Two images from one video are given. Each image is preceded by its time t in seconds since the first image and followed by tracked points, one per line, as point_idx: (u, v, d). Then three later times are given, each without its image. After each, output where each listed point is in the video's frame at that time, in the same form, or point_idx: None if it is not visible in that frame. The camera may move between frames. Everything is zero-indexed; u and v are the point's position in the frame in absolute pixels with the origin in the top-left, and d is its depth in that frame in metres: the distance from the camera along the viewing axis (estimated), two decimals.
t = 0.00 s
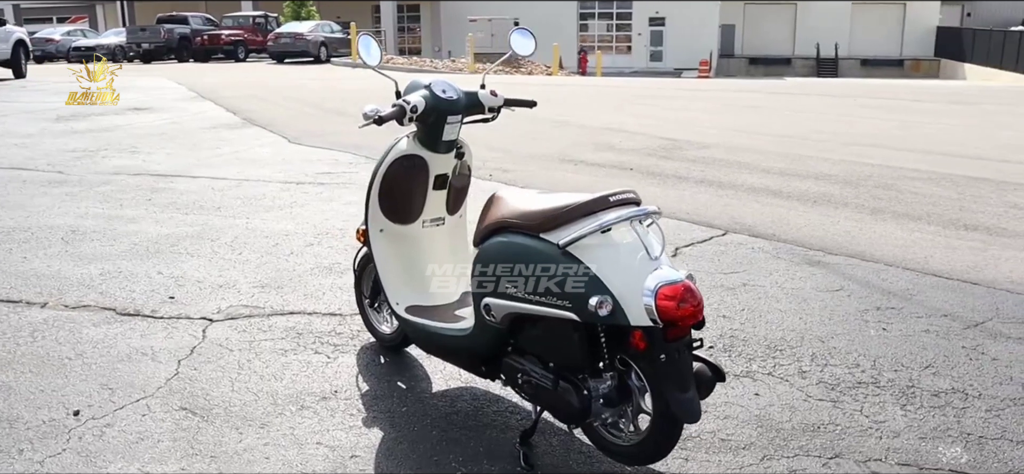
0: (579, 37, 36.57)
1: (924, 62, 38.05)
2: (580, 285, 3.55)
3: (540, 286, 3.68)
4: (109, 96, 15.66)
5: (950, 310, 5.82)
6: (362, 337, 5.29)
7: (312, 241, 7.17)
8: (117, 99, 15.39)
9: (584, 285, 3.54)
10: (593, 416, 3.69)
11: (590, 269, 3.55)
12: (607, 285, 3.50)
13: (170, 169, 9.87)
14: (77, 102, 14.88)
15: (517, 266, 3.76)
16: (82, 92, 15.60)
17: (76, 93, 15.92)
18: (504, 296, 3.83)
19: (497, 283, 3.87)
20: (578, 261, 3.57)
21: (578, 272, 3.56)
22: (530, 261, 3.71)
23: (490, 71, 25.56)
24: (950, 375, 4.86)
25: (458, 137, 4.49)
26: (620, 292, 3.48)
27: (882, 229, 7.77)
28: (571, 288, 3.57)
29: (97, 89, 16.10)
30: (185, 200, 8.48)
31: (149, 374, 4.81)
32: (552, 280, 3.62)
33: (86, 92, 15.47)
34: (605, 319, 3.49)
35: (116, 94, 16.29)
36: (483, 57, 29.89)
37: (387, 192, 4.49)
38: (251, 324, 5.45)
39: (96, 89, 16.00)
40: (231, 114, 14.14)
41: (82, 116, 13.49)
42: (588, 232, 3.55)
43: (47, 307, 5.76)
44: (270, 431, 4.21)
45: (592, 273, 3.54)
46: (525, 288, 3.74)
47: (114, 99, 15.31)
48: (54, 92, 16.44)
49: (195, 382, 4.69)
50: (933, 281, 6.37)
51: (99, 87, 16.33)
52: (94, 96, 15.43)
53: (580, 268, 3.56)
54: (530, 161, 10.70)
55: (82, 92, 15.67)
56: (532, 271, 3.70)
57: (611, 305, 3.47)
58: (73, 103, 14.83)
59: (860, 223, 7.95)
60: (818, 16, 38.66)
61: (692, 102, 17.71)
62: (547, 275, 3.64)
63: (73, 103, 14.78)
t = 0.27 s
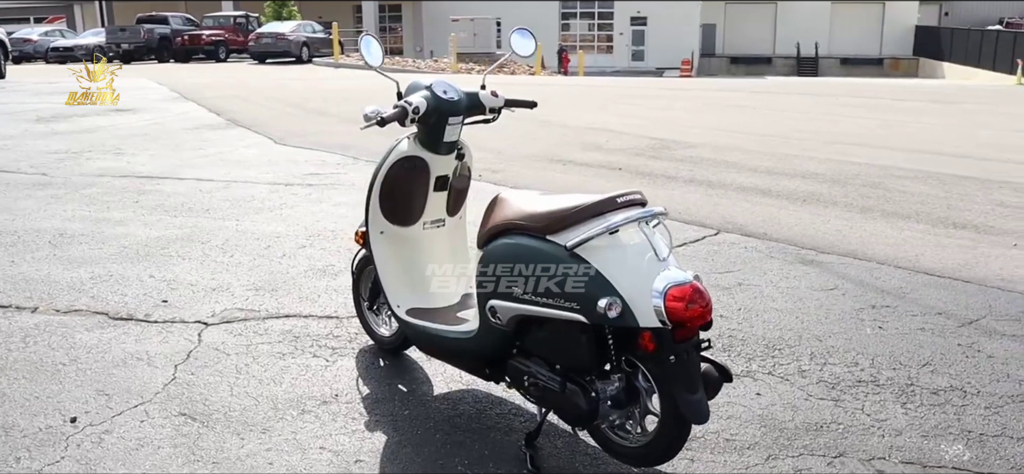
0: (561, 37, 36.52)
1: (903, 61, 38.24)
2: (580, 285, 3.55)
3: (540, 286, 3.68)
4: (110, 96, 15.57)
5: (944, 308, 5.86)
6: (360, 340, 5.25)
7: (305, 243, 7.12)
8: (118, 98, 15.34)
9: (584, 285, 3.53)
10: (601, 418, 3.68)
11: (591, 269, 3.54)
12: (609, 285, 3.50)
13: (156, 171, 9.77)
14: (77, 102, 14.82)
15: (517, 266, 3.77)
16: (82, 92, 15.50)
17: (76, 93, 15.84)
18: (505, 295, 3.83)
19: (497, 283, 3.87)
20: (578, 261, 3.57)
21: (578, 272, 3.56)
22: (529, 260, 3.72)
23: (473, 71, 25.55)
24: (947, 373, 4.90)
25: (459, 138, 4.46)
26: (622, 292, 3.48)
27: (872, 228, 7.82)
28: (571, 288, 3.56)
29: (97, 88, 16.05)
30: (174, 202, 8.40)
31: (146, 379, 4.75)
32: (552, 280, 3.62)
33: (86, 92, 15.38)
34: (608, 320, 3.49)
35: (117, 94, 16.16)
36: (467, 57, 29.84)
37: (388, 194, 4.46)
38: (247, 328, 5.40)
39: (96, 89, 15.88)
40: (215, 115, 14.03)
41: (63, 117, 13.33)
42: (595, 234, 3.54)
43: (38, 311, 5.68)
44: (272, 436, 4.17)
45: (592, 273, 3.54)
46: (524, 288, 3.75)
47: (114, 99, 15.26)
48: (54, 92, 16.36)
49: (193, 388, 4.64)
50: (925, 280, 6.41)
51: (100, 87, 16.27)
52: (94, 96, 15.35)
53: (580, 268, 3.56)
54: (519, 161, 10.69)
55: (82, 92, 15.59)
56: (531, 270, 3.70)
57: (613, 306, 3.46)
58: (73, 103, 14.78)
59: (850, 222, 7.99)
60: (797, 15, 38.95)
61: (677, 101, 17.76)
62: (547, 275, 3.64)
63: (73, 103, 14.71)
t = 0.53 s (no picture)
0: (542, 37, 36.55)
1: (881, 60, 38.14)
2: (580, 286, 3.56)
3: (540, 286, 3.68)
4: (109, 96, 15.73)
5: (936, 307, 5.89)
6: (356, 344, 5.22)
7: (295, 245, 7.07)
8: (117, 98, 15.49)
9: (583, 285, 3.55)
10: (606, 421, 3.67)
11: (591, 270, 3.55)
12: (612, 286, 3.50)
13: (140, 173, 9.67)
14: (77, 102, 14.93)
15: (517, 265, 3.77)
16: (82, 92, 15.70)
17: (76, 93, 15.98)
18: (504, 295, 3.84)
19: (497, 283, 3.87)
20: (578, 261, 3.57)
21: (578, 272, 3.57)
22: (529, 261, 3.72)
23: (454, 71, 25.49)
24: (942, 371, 4.93)
25: (458, 140, 4.44)
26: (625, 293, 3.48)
27: (861, 226, 7.87)
28: (571, 288, 3.58)
29: (97, 88, 16.23)
30: (160, 205, 8.31)
31: (140, 386, 4.69)
32: (552, 280, 3.63)
33: (86, 92, 15.50)
34: (611, 321, 3.48)
35: (117, 94, 16.31)
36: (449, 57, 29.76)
37: (386, 197, 4.42)
38: (241, 332, 5.34)
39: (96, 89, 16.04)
40: (197, 116, 13.91)
41: (43, 119, 13.16)
42: (601, 237, 3.54)
43: (26, 318, 5.59)
44: (272, 442, 4.12)
45: (592, 273, 3.54)
46: (524, 287, 3.76)
47: (114, 99, 15.36)
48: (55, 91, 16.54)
49: (189, 394, 4.58)
50: (916, 278, 6.46)
51: (102, 87, 16.47)
52: (94, 96, 15.50)
53: (580, 268, 3.57)
54: (506, 162, 10.67)
55: (83, 92, 15.74)
56: (532, 270, 3.71)
57: (617, 308, 3.46)
58: (73, 104, 14.88)
59: (838, 221, 8.04)
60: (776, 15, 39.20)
61: (659, 101, 17.81)
62: (547, 275, 3.65)
63: (72, 103, 14.82)
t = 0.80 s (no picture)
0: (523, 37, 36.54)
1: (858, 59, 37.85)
2: (580, 285, 3.57)
3: (540, 286, 3.68)
4: (109, 96, 16.01)
5: (925, 305, 5.94)
6: (350, 348, 5.18)
7: (284, 248, 7.02)
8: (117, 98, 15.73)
9: (584, 285, 3.56)
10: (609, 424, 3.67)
11: (590, 270, 3.56)
12: (614, 286, 3.51)
13: (122, 175, 9.57)
14: (77, 102, 15.16)
15: (516, 266, 3.77)
16: (83, 92, 15.99)
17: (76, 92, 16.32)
18: (503, 296, 3.84)
19: (497, 283, 3.86)
20: (578, 262, 3.59)
21: (578, 272, 3.58)
22: (528, 261, 3.72)
23: (435, 71, 25.40)
24: (935, 370, 4.97)
25: (454, 143, 4.42)
26: (627, 293, 3.48)
27: (847, 225, 7.92)
28: (571, 288, 3.59)
29: (97, 89, 16.50)
30: (144, 208, 8.23)
31: (134, 393, 4.63)
32: (552, 280, 3.63)
33: (87, 92, 15.81)
34: (614, 323, 3.49)
35: (118, 93, 16.65)
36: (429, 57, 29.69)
37: (382, 200, 4.39)
38: (233, 337, 5.29)
39: (97, 89, 16.37)
40: (178, 117, 13.78)
41: (21, 121, 13.00)
42: (603, 239, 3.54)
43: (13, 324, 5.51)
44: (270, 449, 4.08)
45: (592, 273, 3.56)
46: (523, 288, 3.76)
47: (114, 99, 15.63)
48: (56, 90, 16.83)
49: (184, 400, 4.53)
50: (904, 277, 6.51)
51: (102, 87, 16.77)
52: (94, 96, 15.78)
53: (580, 269, 3.58)
54: (491, 162, 10.65)
55: (83, 92, 16.01)
56: (531, 271, 3.71)
57: (620, 310, 3.46)
58: (73, 103, 15.10)
59: (825, 220, 8.09)
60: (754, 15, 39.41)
61: (641, 101, 17.86)
62: (547, 275, 3.65)
63: (72, 103, 15.11)
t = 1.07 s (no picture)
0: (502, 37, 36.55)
1: (834, 58, 38.28)
2: (580, 285, 3.58)
3: (539, 286, 3.69)
4: (109, 96, 16.19)
5: (913, 303, 6.01)
6: (345, 351, 5.16)
7: (272, 251, 6.99)
8: (116, 99, 15.89)
9: (583, 285, 3.57)
10: (611, 425, 3.67)
11: (590, 270, 3.58)
12: (615, 285, 3.52)
13: (104, 178, 9.47)
14: (77, 101, 15.31)
15: (515, 266, 3.77)
16: (82, 92, 16.21)
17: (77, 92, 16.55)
18: (502, 296, 3.84)
19: (497, 283, 3.86)
20: (577, 262, 3.60)
21: (578, 272, 3.59)
22: (527, 261, 3.73)
23: (415, 72, 25.35)
24: (926, 367, 5.03)
25: (451, 145, 4.41)
26: (628, 293, 3.50)
27: (833, 224, 7.99)
28: (571, 288, 3.60)
29: (96, 88, 16.72)
30: (128, 211, 8.15)
31: (128, 398, 4.59)
32: (552, 280, 3.64)
33: (87, 92, 16.04)
34: (615, 323, 3.50)
35: (117, 94, 16.88)
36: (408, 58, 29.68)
37: (379, 203, 4.38)
38: (226, 341, 5.26)
39: (96, 89, 16.59)
40: (157, 119, 13.66)
41: None
42: (604, 241, 3.55)
43: None
44: (269, 454, 4.06)
45: (592, 273, 3.57)
46: (522, 289, 3.77)
47: (114, 99, 15.83)
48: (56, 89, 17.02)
49: (179, 406, 4.49)
50: (891, 275, 6.58)
51: (101, 87, 17.02)
52: (93, 96, 15.97)
53: (580, 269, 3.59)
54: (476, 163, 10.65)
55: (82, 91, 16.19)
56: (531, 271, 3.71)
57: (621, 311, 3.47)
58: (73, 103, 15.25)
59: (810, 219, 8.16)
60: (732, 14, 39.65)
61: (622, 100, 17.91)
62: (547, 275, 3.65)
63: (72, 102, 15.34)
